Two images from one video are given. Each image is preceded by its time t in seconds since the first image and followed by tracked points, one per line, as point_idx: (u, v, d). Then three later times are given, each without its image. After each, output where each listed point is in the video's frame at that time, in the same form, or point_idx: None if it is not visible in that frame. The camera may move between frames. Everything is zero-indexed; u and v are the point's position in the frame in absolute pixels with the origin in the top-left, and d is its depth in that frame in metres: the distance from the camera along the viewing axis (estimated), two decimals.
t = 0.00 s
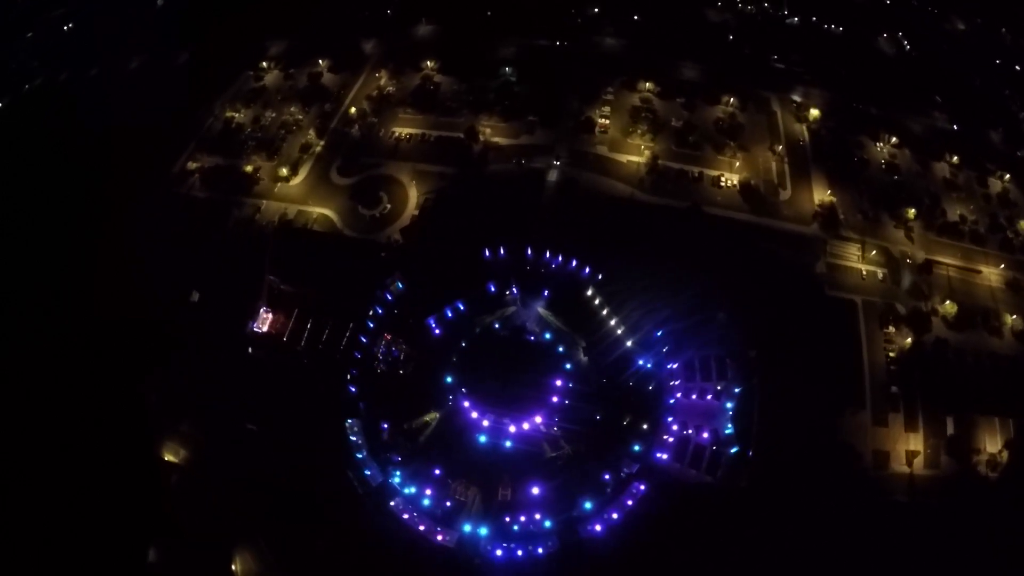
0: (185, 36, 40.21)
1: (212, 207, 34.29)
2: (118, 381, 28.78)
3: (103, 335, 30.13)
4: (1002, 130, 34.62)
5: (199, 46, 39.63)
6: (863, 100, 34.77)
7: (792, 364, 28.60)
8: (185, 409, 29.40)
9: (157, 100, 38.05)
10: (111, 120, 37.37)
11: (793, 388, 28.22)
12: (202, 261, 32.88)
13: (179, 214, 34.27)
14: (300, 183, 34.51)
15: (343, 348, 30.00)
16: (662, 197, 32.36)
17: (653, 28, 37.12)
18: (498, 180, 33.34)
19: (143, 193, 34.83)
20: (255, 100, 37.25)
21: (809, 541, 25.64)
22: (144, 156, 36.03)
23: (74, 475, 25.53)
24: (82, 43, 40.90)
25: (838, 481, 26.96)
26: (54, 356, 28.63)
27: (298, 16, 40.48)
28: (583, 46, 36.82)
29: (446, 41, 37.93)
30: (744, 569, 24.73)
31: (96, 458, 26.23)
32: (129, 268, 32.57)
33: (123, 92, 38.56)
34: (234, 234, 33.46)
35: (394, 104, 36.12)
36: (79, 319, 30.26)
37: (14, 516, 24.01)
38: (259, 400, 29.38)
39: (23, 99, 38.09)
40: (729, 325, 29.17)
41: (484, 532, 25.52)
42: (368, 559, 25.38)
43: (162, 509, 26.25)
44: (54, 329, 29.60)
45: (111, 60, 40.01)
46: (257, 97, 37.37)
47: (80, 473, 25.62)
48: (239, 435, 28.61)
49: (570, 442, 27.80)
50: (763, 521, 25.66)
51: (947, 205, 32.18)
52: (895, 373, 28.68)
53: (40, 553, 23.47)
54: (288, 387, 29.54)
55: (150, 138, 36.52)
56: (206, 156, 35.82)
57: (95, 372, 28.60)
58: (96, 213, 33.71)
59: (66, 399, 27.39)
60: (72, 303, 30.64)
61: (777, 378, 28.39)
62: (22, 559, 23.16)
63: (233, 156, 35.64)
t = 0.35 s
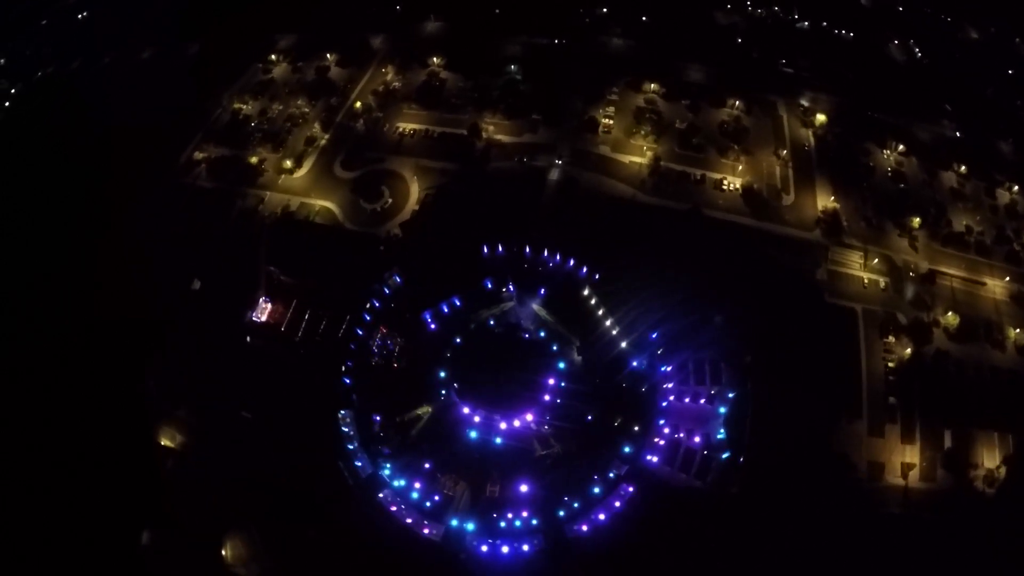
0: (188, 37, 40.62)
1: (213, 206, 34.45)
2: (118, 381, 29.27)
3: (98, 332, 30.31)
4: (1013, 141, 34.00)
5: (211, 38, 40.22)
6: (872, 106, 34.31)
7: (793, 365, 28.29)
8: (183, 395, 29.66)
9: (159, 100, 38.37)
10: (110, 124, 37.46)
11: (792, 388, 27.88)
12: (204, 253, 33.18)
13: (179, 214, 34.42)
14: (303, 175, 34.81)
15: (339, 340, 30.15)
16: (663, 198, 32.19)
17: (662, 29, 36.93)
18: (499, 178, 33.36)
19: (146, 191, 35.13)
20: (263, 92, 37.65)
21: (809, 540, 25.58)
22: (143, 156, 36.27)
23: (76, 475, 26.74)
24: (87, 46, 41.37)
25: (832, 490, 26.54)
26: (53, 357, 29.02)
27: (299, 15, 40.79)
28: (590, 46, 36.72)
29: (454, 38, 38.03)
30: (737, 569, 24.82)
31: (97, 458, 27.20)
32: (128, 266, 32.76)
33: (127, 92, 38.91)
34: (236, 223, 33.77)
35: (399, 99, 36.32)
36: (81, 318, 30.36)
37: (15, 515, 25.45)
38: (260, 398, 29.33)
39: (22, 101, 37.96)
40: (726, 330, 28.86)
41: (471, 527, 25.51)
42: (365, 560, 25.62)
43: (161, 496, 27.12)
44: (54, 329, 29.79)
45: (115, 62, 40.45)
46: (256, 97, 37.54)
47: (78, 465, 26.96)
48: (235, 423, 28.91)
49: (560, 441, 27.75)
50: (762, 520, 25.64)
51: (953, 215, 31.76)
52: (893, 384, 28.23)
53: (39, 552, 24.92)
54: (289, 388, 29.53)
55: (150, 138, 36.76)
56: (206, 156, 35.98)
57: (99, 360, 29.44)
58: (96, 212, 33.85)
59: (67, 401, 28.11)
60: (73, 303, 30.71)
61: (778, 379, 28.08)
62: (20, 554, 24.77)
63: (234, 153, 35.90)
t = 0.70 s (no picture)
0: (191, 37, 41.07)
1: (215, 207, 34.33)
2: (121, 357, 30.04)
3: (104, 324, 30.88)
4: None
5: (236, 24, 40.90)
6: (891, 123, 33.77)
7: (797, 376, 28.01)
8: (185, 371, 29.98)
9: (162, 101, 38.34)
10: (110, 129, 37.32)
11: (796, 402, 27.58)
12: (212, 234, 33.45)
13: (179, 214, 34.23)
14: (316, 162, 35.20)
15: (339, 326, 30.27)
16: (671, 205, 31.98)
17: (682, 35, 36.66)
18: (509, 175, 33.41)
19: (149, 190, 34.90)
20: (282, 79, 38.13)
21: (815, 548, 25.35)
22: (144, 156, 36.07)
23: (72, 473, 26.75)
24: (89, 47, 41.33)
25: (823, 510, 26.00)
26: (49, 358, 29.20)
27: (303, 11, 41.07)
28: (609, 49, 36.59)
29: (473, 34, 38.16)
30: None
31: (96, 457, 27.18)
32: (126, 264, 32.55)
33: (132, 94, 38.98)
34: (247, 205, 34.15)
35: (415, 92, 36.54)
36: (80, 319, 30.53)
37: (14, 515, 25.62)
38: (258, 401, 28.97)
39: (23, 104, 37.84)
40: (726, 341, 28.48)
41: (455, 520, 25.61)
42: (366, 560, 25.23)
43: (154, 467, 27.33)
44: (53, 330, 29.95)
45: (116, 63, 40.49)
46: (259, 98, 37.50)
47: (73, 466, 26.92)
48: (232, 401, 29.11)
49: (550, 441, 27.68)
50: (759, 534, 25.26)
51: (967, 238, 31.28)
52: (893, 408, 27.67)
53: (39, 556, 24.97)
54: (289, 388, 29.25)
55: (152, 140, 36.68)
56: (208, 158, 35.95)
57: (111, 335, 30.53)
58: (96, 213, 33.95)
59: (66, 402, 28.15)
60: (74, 304, 30.87)
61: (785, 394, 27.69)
62: (21, 556, 24.93)
63: (238, 154, 35.88)
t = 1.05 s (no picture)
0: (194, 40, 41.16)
1: (217, 207, 34.10)
2: (129, 321, 30.28)
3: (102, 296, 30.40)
4: None
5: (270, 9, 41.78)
6: (917, 147, 33.24)
7: (799, 377, 27.76)
8: (191, 343, 30.45)
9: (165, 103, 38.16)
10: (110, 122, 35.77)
11: (801, 405, 27.27)
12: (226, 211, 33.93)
13: (179, 213, 33.84)
14: (336, 148, 35.66)
15: (346, 310, 30.73)
16: (685, 215, 31.76)
17: (710, 45, 36.41)
18: (524, 173, 33.47)
19: (152, 189, 34.23)
20: (310, 63, 38.67)
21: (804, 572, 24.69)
22: (142, 155, 35.13)
23: (66, 456, 26.45)
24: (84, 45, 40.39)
25: (815, 534, 25.37)
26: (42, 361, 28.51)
27: (309, 9, 41.21)
28: (635, 55, 36.47)
29: (501, 31, 38.32)
30: None
31: (96, 458, 26.57)
32: (124, 261, 31.66)
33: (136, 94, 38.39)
34: (265, 185, 34.66)
35: (439, 85, 36.79)
36: (81, 317, 29.67)
37: (13, 518, 25.05)
38: (256, 399, 28.73)
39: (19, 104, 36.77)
40: (729, 356, 28.03)
41: (441, 510, 25.75)
42: (367, 560, 25.04)
43: (150, 432, 27.55)
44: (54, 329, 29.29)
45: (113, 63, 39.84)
46: (264, 102, 37.60)
47: (73, 464, 26.36)
48: (234, 375, 29.52)
49: (542, 441, 27.75)
50: (755, 541, 24.93)
51: (985, 271, 30.82)
52: (894, 438, 27.10)
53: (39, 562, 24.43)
54: (289, 388, 29.00)
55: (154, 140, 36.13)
56: (210, 160, 35.75)
57: (121, 299, 30.74)
58: (94, 213, 32.39)
59: (71, 364, 28.49)
60: (75, 286, 30.43)
61: (788, 393, 27.46)
62: (18, 561, 24.36)
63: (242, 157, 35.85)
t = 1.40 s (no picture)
0: (195, 40, 41.07)
1: (216, 206, 33.96)
2: (142, 294, 31.29)
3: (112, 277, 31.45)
4: None
5: None
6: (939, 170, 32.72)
7: (800, 377, 27.70)
8: (197, 317, 30.93)
9: (165, 104, 38.00)
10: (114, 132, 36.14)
11: (804, 409, 27.11)
12: (240, 190, 34.39)
13: (179, 214, 33.81)
14: (353, 136, 36.03)
15: (350, 296, 30.95)
16: (696, 223, 31.51)
17: (734, 56, 36.15)
18: (537, 172, 33.52)
19: (153, 191, 34.40)
20: (334, 52, 39.15)
21: None
22: (145, 157, 35.53)
23: (77, 422, 27.84)
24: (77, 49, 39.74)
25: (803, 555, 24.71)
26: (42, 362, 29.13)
27: (310, 9, 41.61)
28: (657, 60, 36.30)
29: (525, 30, 38.41)
30: None
31: (96, 457, 27.03)
32: (124, 262, 31.97)
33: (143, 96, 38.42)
34: (281, 168, 35.12)
35: (459, 80, 36.96)
36: (82, 319, 30.23)
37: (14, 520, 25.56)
38: (256, 401, 28.52)
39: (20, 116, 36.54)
40: (728, 368, 27.81)
41: (428, 501, 26.14)
42: (366, 560, 24.97)
43: (154, 403, 28.41)
44: (56, 331, 29.90)
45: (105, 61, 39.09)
46: (266, 103, 37.67)
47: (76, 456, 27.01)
48: (237, 353, 29.92)
49: (534, 439, 27.70)
50: (754, 541, 24.66)
51: (999, 301, 30.11)
52: (891, 463, 26.46)
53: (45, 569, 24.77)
54: (289, 388, 28.84)
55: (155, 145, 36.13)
56: (210, 159, 35.55)
57: (137, 273, 31.87)
58: (96, 214, 33.08)
59: (87, 334, 29.82)
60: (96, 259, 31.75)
61: (791, 395, 27.34)
62: (18, 535, 25.26)
63: (243, 157, 35.74)
